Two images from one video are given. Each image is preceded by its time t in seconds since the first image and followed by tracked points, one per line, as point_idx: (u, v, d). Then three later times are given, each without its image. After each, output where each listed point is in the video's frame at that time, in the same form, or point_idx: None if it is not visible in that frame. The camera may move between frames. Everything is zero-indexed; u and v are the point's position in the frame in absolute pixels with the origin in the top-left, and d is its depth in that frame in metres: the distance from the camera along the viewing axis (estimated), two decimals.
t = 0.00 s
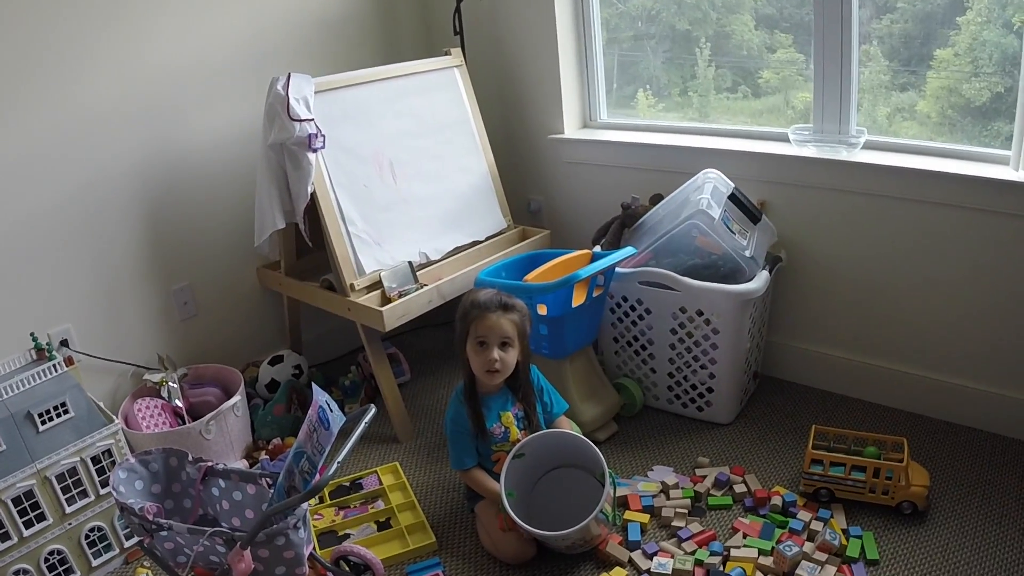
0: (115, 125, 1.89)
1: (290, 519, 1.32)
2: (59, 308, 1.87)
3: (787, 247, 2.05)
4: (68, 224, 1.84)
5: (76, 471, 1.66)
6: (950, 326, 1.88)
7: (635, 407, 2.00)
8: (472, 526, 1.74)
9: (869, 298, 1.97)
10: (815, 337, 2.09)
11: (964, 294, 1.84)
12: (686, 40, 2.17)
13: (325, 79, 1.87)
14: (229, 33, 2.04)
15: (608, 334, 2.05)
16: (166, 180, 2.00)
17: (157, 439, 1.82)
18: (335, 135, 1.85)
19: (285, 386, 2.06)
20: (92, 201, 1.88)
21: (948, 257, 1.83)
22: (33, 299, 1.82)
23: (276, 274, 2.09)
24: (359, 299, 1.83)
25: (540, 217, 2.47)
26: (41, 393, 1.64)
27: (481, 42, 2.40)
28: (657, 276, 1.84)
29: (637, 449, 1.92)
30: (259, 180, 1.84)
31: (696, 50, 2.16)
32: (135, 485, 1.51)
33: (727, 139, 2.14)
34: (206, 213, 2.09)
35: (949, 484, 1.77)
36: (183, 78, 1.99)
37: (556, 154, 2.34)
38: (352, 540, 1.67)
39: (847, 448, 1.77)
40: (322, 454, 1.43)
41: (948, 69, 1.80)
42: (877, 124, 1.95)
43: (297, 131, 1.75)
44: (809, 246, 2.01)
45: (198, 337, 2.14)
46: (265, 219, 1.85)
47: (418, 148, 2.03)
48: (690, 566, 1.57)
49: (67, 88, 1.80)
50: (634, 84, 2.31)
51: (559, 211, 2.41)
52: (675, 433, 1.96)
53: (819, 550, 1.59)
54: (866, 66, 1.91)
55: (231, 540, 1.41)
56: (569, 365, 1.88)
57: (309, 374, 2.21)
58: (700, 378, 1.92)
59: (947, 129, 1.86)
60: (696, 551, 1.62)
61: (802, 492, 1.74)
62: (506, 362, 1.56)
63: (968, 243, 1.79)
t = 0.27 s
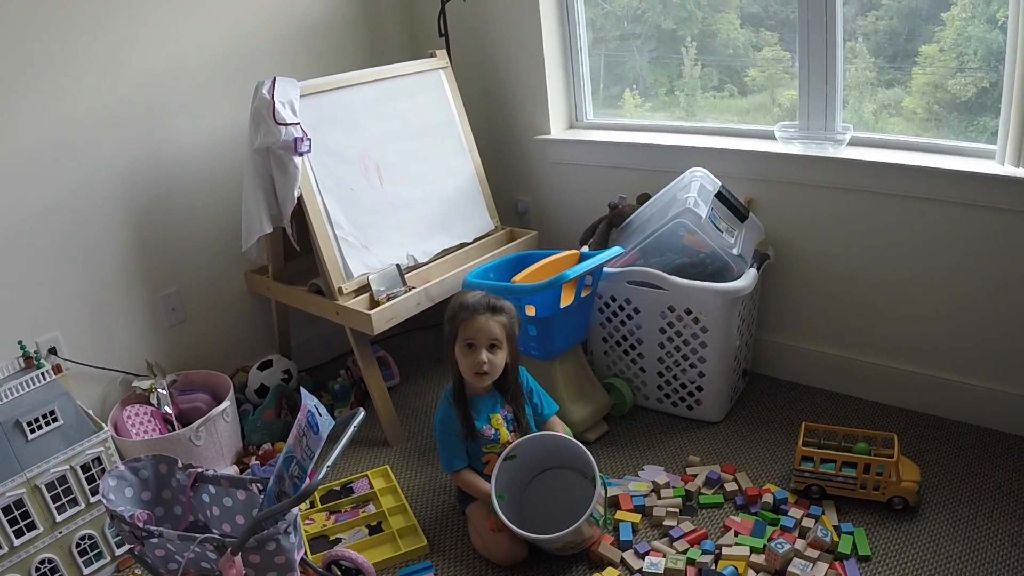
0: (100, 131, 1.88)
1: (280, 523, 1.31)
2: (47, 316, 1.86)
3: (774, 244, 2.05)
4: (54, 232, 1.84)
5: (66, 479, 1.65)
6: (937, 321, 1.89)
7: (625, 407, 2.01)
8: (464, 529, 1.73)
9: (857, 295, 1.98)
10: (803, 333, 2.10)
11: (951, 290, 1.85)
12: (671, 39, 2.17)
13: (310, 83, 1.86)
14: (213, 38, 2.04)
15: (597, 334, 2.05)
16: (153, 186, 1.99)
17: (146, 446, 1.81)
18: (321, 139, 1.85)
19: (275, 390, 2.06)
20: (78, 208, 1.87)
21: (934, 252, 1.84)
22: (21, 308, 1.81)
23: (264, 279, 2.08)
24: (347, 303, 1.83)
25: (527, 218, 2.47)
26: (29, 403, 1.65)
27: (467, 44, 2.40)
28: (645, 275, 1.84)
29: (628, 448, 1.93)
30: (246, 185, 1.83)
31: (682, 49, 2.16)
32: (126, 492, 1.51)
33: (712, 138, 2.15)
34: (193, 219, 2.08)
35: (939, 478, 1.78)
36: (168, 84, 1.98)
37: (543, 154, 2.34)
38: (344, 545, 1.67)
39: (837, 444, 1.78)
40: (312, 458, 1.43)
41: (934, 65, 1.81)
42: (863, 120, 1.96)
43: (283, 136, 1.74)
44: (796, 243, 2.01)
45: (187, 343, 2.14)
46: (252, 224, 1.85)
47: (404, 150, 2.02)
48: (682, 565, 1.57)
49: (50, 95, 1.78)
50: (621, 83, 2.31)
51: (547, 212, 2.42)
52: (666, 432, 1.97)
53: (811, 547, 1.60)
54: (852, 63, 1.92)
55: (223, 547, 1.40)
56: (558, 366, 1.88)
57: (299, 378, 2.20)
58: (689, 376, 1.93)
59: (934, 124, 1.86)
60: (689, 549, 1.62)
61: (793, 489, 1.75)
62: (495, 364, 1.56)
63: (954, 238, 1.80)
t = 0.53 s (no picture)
0: (63, 148, 1.87)
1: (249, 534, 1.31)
2: (12, 335, 1.85)
3: (736, 246, 2.08)
4: (19, 250, 1.82)
5: (36, 498, 1.64)
6: (898, 317, 1.92)
7: (593, 410, 2.02)
8: (435, 537, 1.74)
9: (819, 293, 2.00)
10: (769, 333, 2.12)
11: (911, 285, 1.88)
12: (635, 47, 2.19)
13: (273, 96, 1.87)
14: (175, 53, 2.04)
15: (562, 340, 2.06)
16: (118, 202, 1.99)
17: (114, 463, 1.80)
18: (283, 152, 1.86)
19: (244, 403, 2.05)
20: (43, 226, 1.86)
21: (894, 249, 1.87)
22: None
23: (230, 293, 2.08)
24: (313, 314, 1.83)
25: (492, 226, 2.49)
26: None
27: (430, 55, 2.41)
28: (609, 280, 1.86)
29: (597, 451, 1.94)
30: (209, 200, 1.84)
31: (646, 56, 2.19)
32: (96, 509, 1.51)
33: (673, 143, 2.17)
34: (159, 234, 2.08)
35: (905, 470, 1.80)
36: (131, 99, 1.98)
37: (506, 163, 2.35)
38: (315, 556, 1.66)
39: (803, 441, 1.80)
40: (280, 469, 1.43)
41: (896, 65, 1.84)
42: (827, 122, 1.99)
43: (246, 149, 1.74)
44: (758, 243, 2.04)
45: (154, 359, 2.13)
46: (216, 239, 1.85)
47: (367, 162, 2.03)
48: (653, 565, 1.58)
49: (11, 112, 1.77)
50: (585, 91, 2.33)
51: (511, 220, 2.43)
52: (634, 434, 1.98)
53: (780, 542, 1.61)
54: (813, 66, 1.95)
55: (194, 559, 1.40)
56: (524, 372, 1.89)
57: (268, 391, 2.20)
58: (655, 378, 1.94)
59: (896, 124, 1.89)
60: (659, 549, 1.63)
61: (761, 486, 1.76)
62: (459, 372, 1.57)
63: (912, 234, 1.83)
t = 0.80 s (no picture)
0: (48, 139, 1.86)
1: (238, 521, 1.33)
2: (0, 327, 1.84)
3: (722, 232, 2.09)
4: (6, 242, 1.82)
5: (26, 489, 1.64)
6: (883, 302, 1.94)
7: (580, 396, 2.03)
8: (424, 524, 1.75)
9: (805, 279, 2.02)
10: (755, 319, 2.13)
11: (896, 271, 1.89)
12: (622, 35, 2.20)
13: (258, 85, 1.87)
14: (159, 43, 2.03)
15: (550, 326, 2.07)
16: (104, 193, 1.98)
17: (103, 453, 1.81)
18: (268, 141, 1.85)
19: (230, 393, 2.06)
20: (30, 217, 1.85)
21: (879, 235, 1.88)
22: None
23: (217, 283, 2.08)
24: (300, 303, 1.84)
25: (478, 214, 2.49)
26: None
27: (417, 43, 2.40)
28: (595, 266, 1.87)
29: (584, 438, 1.95)
30: (195, 189, 1.83)
31: (633, 44, 2.19)
32: (86, 499, 1.51)
33: (660, 130, 2.18)
34: (145, 224, 2.07)
35: (891, 455, 1.82)
36: (117, 90, 1.97)
37: (492, 151, 2.35)
38: (305, 544, 1.67)
39: (789, 426, 1.81)
40: (267, 456, 1.45)
41: (883, 54, 1.85)
42: (814, 110, 2.00)
43: (231, 138, 1.74)
44: (744, 230, 2.05)
45: (143, 349, 2.13)
46: (203, 228, 1.85)
47: (353, 150, 2.03)
48: (641, 550, 1.58)
49: None
50: (573, 80, 2.34)
51: (498, 208, 2.44)
52: (621, 421, 1.99)
53: (767, 527, 1.63)
54: (800, 55, 1.96)
55: (184, 548, 1.40)
56: (512, 359, 1.90)
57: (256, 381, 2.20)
58: (642, 364, 1.95)
59: (882, 113, 1.91)
60: (646, 534, 1.64)
61: (748, 471, 1.78)
62: (446, 358, 1.57)
63: (896, 220, 1.84)
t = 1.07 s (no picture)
0: (73, 143, 1.87)
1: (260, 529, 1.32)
2: (24, 329, 1.85)
3: (746, 242, 2.08)
4: (31, 244, 1.83)
5: (47, 491, 1.65)
6: (908, 315, 1.92)
7: (603, 407, 2.02)
8: (445, 532, 1.74)
9: (829, 290, 2.00)
10: (778, 330, 2.12)
11: (922, 284, 1.87)
12: (644, 43, 2.19)
13: (282, 91, 1.87)
14: (184, 48, 2.04)
15: (572, 336, 2.06)
16: (128, 197, 1.99)
17: (125, 456, 1.81)
18: (293, 147, 1.86)
19: (253, 398, 2.06)
20: (54, 221, 1.87)
21: (905, 247, 1.86)
22: None
23: (240, 288, 2.09)
24: (323, 310, 1.84)
25: (501, 222, 2.49)
26: (8, 416, 1.62)
27: (439, 50, 2.41)
28: (619, 276, 1.86)
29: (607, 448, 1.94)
30: (219, 194, 1.84)
31: (654, 52, 2.18)
32: (107, 502, 1.51)
33: (683, 139, 2.17)
34: (169, 229, 2.08)
35: (916, 469, 1.80)
36: (141, 94, 1.98)
37: (515, 158, 2.35)
38: (326, 551, 1.67)
39: (813, 438, 1.79)
40: (290, 463, 1.44)
41: (906, 63, 1.84)
42: (837, 119, 1.99)
43: (256, 144, 1.75)
44: (767, 239, 2.04)
45: (165, 353, 2.14)
46: (227, 233, 1.85)
47: (377, 157, 2.04)
48: (663, 562, 1.57)
49: (22, 107, 1.78)
50: (594, 87, 2.33)
51: (520, 215, 2.43)
52: (644, 431, 1.98)
53: (790, 540, 1.61)
54: (823, 63, 1.94)
55: (204, 553, 1.40)
56: (534, 368, 1.89)
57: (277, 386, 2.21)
58: (665, 375, 1.94)
59: (905, 122, 1.89)
60: (668, 546, 1.63)
61: (771, 484, 1.76)
62: (474, 364, 1.57)
63: (922, 231, 1.83)
